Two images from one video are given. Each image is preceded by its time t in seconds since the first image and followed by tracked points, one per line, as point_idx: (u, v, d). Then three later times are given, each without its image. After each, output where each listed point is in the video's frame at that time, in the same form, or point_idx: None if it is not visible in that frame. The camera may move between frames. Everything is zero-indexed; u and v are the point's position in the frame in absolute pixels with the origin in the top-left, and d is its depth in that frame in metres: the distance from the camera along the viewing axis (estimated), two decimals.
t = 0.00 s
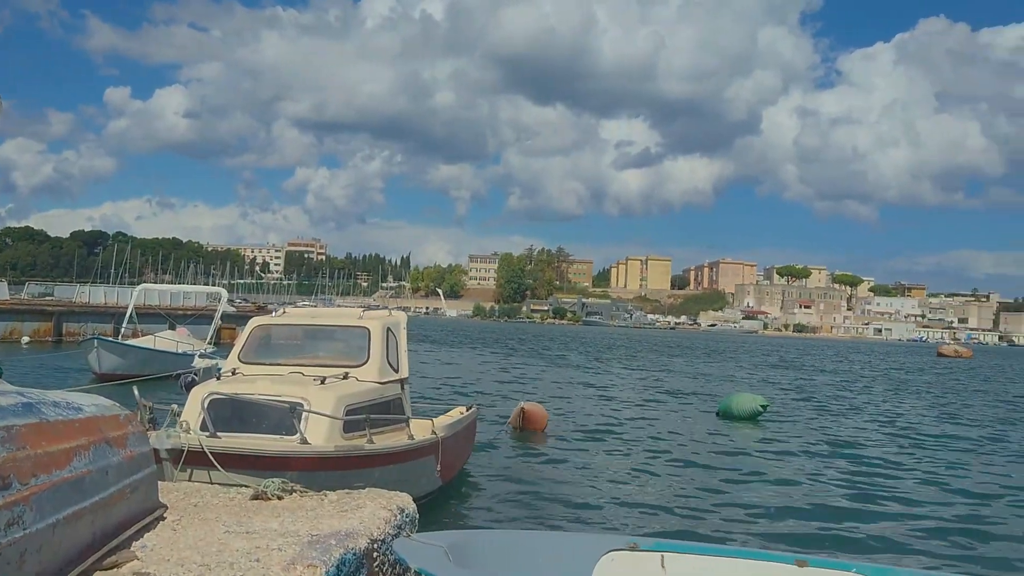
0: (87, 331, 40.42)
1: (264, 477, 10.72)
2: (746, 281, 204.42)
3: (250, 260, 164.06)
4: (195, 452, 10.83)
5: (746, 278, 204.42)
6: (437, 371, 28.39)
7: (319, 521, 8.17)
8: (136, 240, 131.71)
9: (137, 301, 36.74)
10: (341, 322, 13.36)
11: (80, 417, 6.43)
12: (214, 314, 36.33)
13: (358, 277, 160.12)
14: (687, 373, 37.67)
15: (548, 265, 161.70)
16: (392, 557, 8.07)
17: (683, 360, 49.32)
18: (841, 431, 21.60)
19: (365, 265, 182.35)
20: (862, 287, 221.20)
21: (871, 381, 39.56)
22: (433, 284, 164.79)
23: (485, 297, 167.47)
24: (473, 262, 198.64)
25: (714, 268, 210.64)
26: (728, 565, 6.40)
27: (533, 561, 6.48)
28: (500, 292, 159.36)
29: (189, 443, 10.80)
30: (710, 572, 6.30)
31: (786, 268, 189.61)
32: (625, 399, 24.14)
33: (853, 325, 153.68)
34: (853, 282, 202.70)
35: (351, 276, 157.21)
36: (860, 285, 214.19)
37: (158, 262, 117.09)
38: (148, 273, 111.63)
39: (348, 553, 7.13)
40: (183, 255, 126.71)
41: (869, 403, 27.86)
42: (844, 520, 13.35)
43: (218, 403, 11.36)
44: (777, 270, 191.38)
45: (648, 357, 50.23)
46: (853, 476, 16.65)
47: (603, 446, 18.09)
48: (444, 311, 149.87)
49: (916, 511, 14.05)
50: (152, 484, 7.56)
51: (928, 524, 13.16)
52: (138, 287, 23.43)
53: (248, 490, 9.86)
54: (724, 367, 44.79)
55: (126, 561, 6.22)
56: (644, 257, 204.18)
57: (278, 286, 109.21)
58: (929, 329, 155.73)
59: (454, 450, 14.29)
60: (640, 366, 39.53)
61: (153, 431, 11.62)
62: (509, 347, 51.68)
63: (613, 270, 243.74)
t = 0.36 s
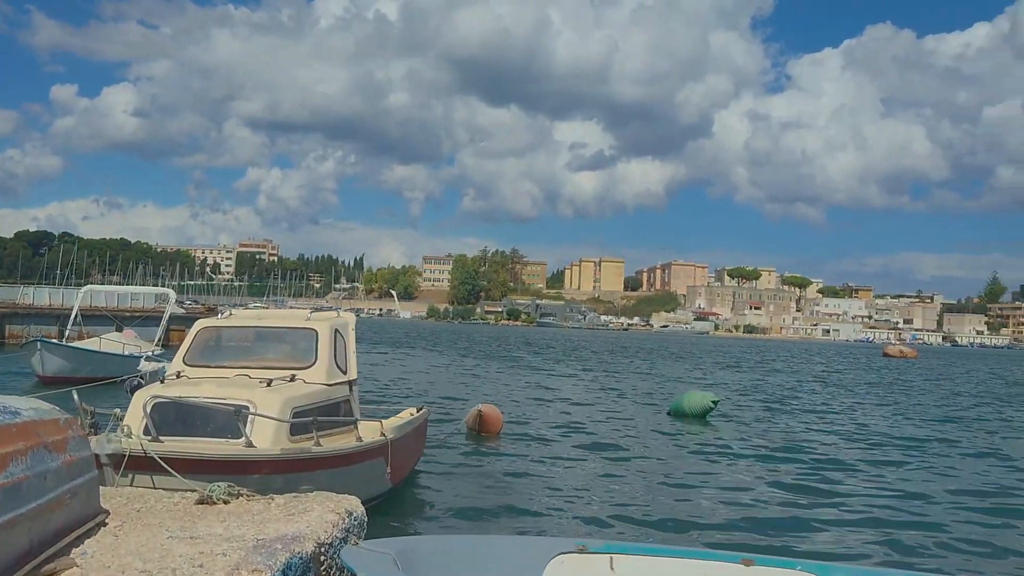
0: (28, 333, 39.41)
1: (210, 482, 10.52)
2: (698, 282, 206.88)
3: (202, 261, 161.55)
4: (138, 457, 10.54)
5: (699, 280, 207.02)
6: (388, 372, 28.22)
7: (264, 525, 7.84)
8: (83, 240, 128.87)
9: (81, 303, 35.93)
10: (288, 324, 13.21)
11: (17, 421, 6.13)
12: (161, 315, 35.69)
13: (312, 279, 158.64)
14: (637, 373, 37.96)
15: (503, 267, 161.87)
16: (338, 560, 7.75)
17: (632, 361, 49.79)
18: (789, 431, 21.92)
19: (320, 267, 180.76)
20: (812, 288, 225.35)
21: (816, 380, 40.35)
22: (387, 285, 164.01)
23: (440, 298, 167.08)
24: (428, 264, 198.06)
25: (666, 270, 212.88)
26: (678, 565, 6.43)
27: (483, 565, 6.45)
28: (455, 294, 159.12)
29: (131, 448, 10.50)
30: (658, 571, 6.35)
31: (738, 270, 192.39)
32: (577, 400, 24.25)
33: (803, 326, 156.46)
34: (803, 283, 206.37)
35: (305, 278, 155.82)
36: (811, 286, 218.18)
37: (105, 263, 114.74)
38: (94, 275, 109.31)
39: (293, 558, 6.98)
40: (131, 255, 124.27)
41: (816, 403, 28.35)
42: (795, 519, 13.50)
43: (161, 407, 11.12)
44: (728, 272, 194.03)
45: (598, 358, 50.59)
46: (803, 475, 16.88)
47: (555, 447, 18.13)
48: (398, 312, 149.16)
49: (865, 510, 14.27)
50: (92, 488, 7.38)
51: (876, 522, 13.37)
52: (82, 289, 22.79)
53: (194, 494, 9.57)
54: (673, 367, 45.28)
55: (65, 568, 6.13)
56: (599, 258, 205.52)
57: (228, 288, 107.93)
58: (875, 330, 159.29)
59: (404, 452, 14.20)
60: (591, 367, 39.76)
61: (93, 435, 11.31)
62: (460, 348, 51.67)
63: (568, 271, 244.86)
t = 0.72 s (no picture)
0: None
1: (164, 486, 10.35)
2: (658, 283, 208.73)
3: (158, 262, 159.13)
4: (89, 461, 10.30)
5: (659, 282, 208.72)
6: (348, 374, 28.08)
7: (218, 529, 7.67)
8: (34, 241, 126.17)
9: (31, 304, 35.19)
10: (244, 326, 13.05)
11: None
12: (115, 317, 35.11)
13: (271, 280, 157.07)
14: (597, 374, 38.21)
15: (464, 268, 161.80)
16: (294, 565, 7.66)
17: (591, 363, 50.12)
18: (747, 431, 22.20)
19: (280, 267, 179.00)
20: (770, 289, 228.30)
21: (772, 381, 40.94)
22: (347, 286, 163.01)
23: (401, 299, 166.34)
24: (388, 265, 197.18)
25: (627, 271, 214.37)
26: (637, 565, 6.46)
27: (443, 568, 6.44)
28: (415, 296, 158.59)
29: (81, 451, 10.25)
30: (617, 572, 6.35)
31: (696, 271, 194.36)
32: (537, 401, 24.36)
33: (759, 328, 158.60)
34: (760, 285, 208.86)
35: (264, 279, 154.32)
36: (768, 288, 221.27)
37: (57, 265, 112.56)
38: (45, 276, 107.16)
39: (248, 563, 6.89)
40: (84, 256, 122.01)
41: (773, 403, 28.76)
42: (752, 518, 13.70)
43: (114, 409, 10.91)
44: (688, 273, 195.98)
45: (557, 359, 50.81)
46: (760, 475, 17.09)
47: (514, 449, 18.20)
48: (358, 313, 148.32)
49: (821, 510, 14.48)
50: (41, 494, 7.21)
51: (833, 522, 13.57)
52: (34, 291, 22.12)
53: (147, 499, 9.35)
54: (631, 368, 45.65)
55: None
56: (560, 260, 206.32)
57: (185, 289, 106.60)
58: (830, 331, 162.03)
59: (362, 455, 14.13)
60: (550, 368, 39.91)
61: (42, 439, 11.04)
62: (418, 349, 51.60)
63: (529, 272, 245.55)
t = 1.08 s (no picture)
0: None
1: (109, 494, 10.16)
2: (612, 287, 210.33)
3: (105, 266, 155.89)
4: (33, 468, 10.10)
5: (613, 285, 210.34)
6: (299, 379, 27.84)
7: (164, 538, 5.78)
8: None
9: None
10: (193, 331, 12.84)
11: None
12: (59, 322, 34.37)
13: (222, 283, 154.79)
14: (552, 378, 38.40)
15: (419, 272, 161.37)
16: None
17: (545, 366, 50.37)
18: (700, 435, 22.48)
19: (232, 271, 176.49)
20: (723, 292, 231.50)
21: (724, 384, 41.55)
22: (300, 290, 161.52)
23: (355, 303, 165.15)
24: (342, 268, 195.63)
25: (582, 274, 215.71)
26: (595, 569, 6.11)
27: None
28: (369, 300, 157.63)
29: (24, 459, 10.05)
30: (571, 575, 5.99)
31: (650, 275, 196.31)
32: (491, 406, 24.41)
33: (711, 331, 160.81)
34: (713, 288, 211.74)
35: (216, 283, 152.28)
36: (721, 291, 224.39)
37: None
38: None
39: None
40: (27, 259, 119.01)
41: (726, 407, 29.17)
42: (701, 520, 13.91)
43: (58, 416, 10.70)
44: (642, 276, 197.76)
45: (510, 363, 50.98)
46: (713, 477, 17.29)
47: (468, 454, 18.23)
48: (311, 317, 146.95)
49: (771, 510, 14.71)
50: None
51: (783, 522, 13.75)
52: None
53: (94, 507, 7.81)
54: (585, 372, 45.98)
55: None
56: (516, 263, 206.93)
57: (133, 294, 104.83)
58: (779, 334, 164.90)
59: (313, 461, 14.01)
60: (505, 372, 40.06)
61: None
62: (370, 354, 51.36)
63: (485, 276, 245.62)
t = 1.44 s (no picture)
0: None
1: (57, 503, 9.96)
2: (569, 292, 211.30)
3: (53, 271, 152.41)
4: None
5: (570, 290, 211.32)
6: (253, 386, 27.47)
7: (112, 547, 5.65)
8: None
9: None
10: (143, 337, 12.63)
11: None
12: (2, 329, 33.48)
13: (175, 288, 152.28)
14: (509, 383, 38.41)
15: (375, 277, 160.61)
16: None
17: (501, 371, 50.38)
18: (657, 439, 22.68)
19: (185, 275, 173.74)
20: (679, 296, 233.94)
21: (680, 388, 41.92)
22: (255, 295, 159.67)
23: (311, 308, 163.64)
24: (298, 273, 193.78)
25: (539, 279, 216.38)
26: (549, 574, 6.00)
27: None
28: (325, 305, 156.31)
29: None
30: None
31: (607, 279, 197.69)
32: (448, 411, 24.33)
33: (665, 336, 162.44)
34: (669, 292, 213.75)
35: (168, 288, 149.86)
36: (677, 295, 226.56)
37: None
38: None
39: None
40: None
41: (683, 411, 29.44)
42: (657, 524, 14.00)
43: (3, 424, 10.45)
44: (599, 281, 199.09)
45: (467, 368, 50.90)
46: (670, 481, 17.42)
47: (425, 460, 18.14)
48: (266, 323, 145.25)
49: (726, 513, 14.86)
50: None
51: (739, 524, 13.91)
52: None
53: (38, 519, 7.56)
54: (542, 377, 46.10)
55: None
56: (474, 268, 207.02)
57: (80, 300, 102.67)
58: (733, 338, 167.11)
59: (266, 469, 13.86)
60: (460, 377, 40.02)
61: None
62: (323, 360, 50.90)
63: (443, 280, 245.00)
